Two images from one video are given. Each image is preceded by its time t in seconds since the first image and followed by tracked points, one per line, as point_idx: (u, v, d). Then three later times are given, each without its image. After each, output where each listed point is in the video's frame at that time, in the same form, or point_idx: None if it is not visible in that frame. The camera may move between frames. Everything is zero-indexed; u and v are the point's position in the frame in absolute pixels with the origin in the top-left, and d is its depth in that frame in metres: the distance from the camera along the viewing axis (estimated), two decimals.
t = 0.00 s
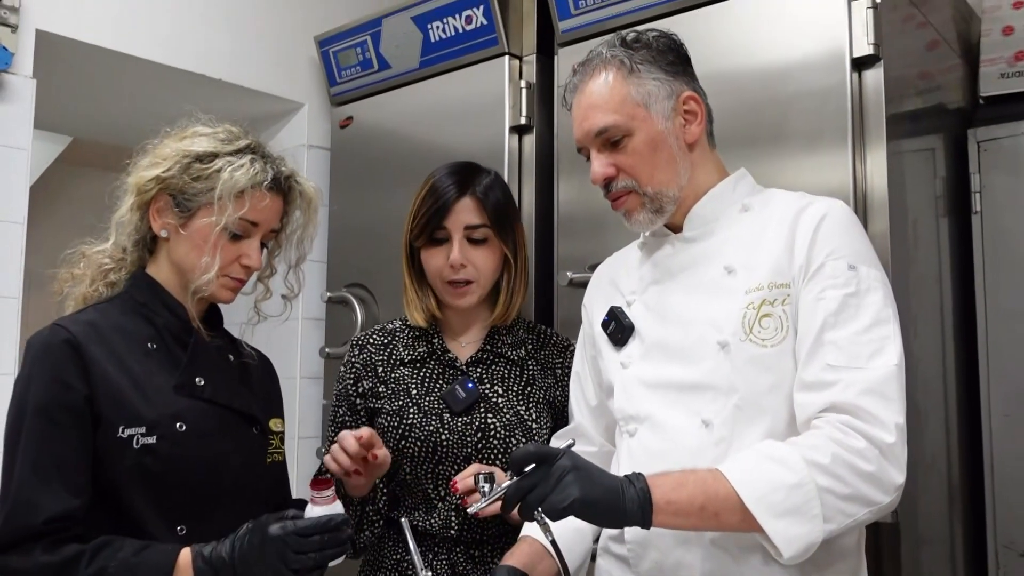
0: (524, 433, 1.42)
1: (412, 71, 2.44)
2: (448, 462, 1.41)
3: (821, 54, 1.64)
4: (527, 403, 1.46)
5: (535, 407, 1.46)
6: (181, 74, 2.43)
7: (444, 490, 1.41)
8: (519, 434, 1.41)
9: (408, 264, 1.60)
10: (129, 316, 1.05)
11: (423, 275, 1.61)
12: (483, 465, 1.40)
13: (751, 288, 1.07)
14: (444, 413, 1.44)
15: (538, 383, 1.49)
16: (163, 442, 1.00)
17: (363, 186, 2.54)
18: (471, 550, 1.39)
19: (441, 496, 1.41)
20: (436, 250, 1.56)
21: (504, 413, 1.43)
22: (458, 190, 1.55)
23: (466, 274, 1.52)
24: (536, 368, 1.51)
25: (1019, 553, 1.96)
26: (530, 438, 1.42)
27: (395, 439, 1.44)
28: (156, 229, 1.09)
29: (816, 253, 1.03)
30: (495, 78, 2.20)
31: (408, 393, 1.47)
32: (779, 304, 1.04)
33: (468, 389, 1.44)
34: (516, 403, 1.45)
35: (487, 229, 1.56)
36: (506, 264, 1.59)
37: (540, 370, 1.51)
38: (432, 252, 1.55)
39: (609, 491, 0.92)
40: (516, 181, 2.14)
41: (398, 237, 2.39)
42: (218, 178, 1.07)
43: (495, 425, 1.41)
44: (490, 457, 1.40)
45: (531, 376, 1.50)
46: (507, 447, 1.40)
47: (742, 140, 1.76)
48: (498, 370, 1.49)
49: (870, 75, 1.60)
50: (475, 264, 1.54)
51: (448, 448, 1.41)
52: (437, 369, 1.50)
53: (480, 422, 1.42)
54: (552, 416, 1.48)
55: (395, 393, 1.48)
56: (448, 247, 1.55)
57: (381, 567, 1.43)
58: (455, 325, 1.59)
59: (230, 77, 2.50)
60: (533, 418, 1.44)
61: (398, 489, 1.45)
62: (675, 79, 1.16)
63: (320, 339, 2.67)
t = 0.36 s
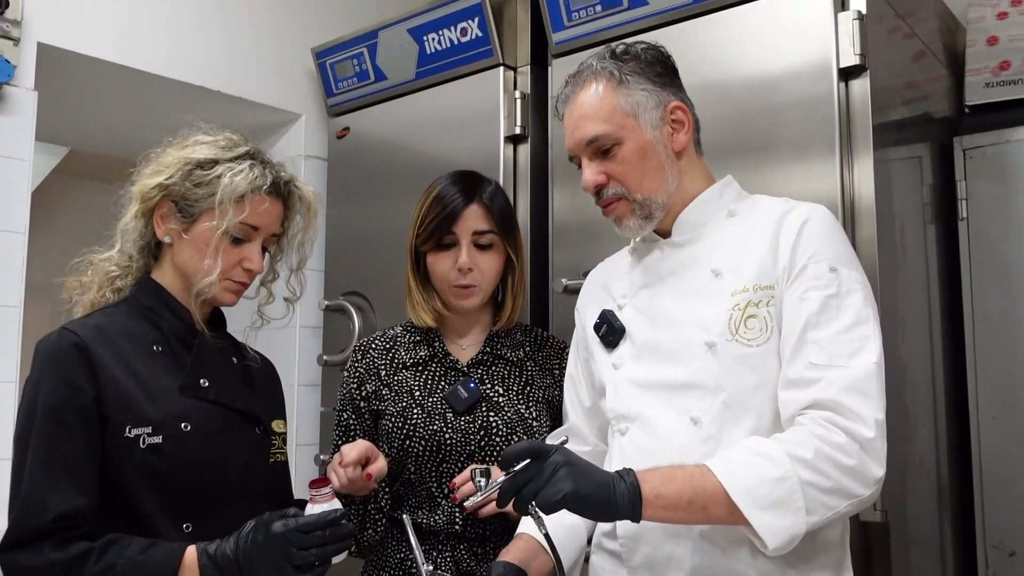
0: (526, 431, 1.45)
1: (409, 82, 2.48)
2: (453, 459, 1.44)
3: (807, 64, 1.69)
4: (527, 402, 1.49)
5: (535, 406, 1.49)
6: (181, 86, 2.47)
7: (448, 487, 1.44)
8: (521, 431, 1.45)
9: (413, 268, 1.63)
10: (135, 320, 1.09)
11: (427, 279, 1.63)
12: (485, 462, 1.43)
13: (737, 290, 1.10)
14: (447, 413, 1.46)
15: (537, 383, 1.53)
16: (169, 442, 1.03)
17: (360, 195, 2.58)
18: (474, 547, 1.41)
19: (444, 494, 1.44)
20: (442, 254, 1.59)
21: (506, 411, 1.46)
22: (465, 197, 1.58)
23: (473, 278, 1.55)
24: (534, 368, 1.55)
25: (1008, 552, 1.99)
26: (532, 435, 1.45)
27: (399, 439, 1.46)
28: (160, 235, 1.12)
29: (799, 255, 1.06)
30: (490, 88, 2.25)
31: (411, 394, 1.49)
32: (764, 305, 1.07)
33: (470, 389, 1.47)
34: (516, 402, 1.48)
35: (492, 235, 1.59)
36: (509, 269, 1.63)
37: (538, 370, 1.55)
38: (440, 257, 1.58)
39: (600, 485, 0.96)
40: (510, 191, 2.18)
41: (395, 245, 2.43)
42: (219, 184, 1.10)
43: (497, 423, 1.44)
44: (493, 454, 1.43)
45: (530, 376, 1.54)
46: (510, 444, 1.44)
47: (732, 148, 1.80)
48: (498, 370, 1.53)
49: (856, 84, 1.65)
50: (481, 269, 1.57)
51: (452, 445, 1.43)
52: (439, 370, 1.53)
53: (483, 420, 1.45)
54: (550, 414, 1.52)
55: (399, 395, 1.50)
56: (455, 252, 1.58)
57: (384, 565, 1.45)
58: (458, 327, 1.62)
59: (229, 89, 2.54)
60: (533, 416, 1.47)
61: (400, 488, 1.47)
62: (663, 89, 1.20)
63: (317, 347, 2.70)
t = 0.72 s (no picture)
0: (523, 430, 1.48)
1: (406, 92, 2.52)
2: (453, 457, 1.46)
3: (796, 75, 1.73)
4: (524, 403, 1.52)
5: (532, 407, 1.52)
6: (181, 96, 2.51)
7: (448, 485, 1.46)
8: (518, 430, 1.47)
9: (410, 277, 1.65)
10: (144, 326, 1.12)
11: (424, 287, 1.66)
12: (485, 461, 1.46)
13: (724, 295, 1.13)
14: (447, 413, 1.49)
15: (533, 385, 1.56)
16: (177, 443, 1.06)
17: (358, 203, 2.61)
18: (473, 545, 1.44)
19: (444, 493, 1.46)
20: (439, 263, 1.61)
21: (504, 411, 1.49)
22: (462, 207, 1.61)
23: (470, 285, 1.59)
24: (531, 371, 1.59)
25: (997, 555, 2.02)
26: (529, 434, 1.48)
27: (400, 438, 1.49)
28: (168, 243, 1.16)
29: (783, 262, 1.10)
30: (486, 98, 2.28)
31: (411, 396, 1.52)
32: (750, 310, 1.10)
33: (469, 390, 1.50)
34: (514, 403, 1.52)
35: (487, 243, 1.63)
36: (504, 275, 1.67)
37: (535, 374, 1.59)
38: (437, 266, 1.61)
39: (592, 483, 0.98)
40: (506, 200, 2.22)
41: (392, 253, 2.46)
42: (223, 190, 1.13)
43: (496, 422, 1.47)
44: (492, 452, 1.46)
45: (527, 378, 1.57)
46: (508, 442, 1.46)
47: (723, 157, 1.84)
48: (496, 373, 1.56)
49: (844, 95, 1.69)
50: (478, 276, 1.60)
51: (452, 444, 1.46)
52: (438, 373, 1.56)
53: (482, 420, 1.48)
54: (547, 416, 1.55)
55: (399, 396, 1.52)
56: (453, 260, 1.61)
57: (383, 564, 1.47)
58: (455, 332, 1.65)
59: (228, 99, 2.57)
60: (530, 416, 1.51)
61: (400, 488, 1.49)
62: (651, 101, 1.23)
63: (315, 353, 2.73)
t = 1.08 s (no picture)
0: (526, 428, 1.51)
1: (405, 99, 2.55)
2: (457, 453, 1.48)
3: (788, 84, 1.76)
4: (527, 404, 1.55)
5: (535, 409, 1.55)
6: (182, 103, 2.53)
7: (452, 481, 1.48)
8: (521, 428, 1.50)
9: (421, 280, 1.68)
10: (160, 328, 1.14)
11: (434, 290, 1.69)
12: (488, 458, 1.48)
13: (719, 299, 1.16)
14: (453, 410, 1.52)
15: (537, 388, 1.60)
16: (192, 443, 1.08)
17: (358, 209, 2.64)
18: (474, 541, 1.45)
19: (448, 488, 1.48)
20: (451, 266, 1.64)
21: (508, 410, 1.52)
22: (472, 213, 1.66)
23: (482, 287, 1.62)
24: (535, 375, 1.62)
25: (988, 558, 2.05)
26: (532, 433, 1.51)
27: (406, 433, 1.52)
28: (183, 246, 1.18)
29: (774, 265, 1.13)
30: (485, 106, 2.32)
31: (419, 393, 1.55)
32: (744, 313, 1.13)
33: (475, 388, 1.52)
34: (518, 403, 1.55)
35: (497, 247, 1.66)
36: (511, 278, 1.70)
37: (538, 377, 1.62)
38: (448, 268, 1.64)
39: (581, 493, 0.99)
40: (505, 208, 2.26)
41: (391, 259, 2.49)
42: (239, 195, 1.17)
43: (500, 420, 1.50)
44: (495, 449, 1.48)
45: (531, 382, 1.60)
46: (511, 439, 1.49)
47: (717, 164, 1.87)
48: (501, 375, 1.59)
49: (837, 104, 1.72)
50: (488, 279, 1.64)
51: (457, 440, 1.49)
52: (444, 373, 1.59)
53: (487, 417, 1.51)
54: (550, 418, 1.58)
55: (407, 393, 1.55)
56: (464, 264, 1.64)
57: (386, 560, 1.49)
58: (464, 332, 1.67)
59: (229, 106, 2.60)
60: (533, 416, 1.53)
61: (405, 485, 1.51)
62: (648, 111, 1.26)
63: (314, 358, 2.75)
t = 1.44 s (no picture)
0: (526, 425, 1.52)
1: (405, 103, 2.58)
2: (459, 451, 1.51)
3: (785, 89, 1.79)
4: (527, 401, 1.57)
5: (535, 405, 1.57)
6: (185, 106, 2.55)
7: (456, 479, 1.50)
8: (521, 425, 1.52)
9: (423, 283, 1.69)
10: (181, 323, 1.17)
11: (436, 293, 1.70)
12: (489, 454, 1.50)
13: (715, 297, 1.18)
14: (452, 410, 1.54)
15: (537, 384, 1.61)
16: (211, 436, 1.11)
17: (358, 212, 2.66)
18: (479, 536, 1.47)
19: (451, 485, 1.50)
20: (453, 270, 1.66)
21: (507, 407, 1.54)
22: (474, 218, 1.67)
23: (483, 292, 1.64)
24: (535, 372, 1.64)
25: (984, 557, 2.07)
26: (532, 429, 1.52)
27: (409, 435, 1.54)
28: (205, 245, 1.22)
29: (764, 263, 1.14)
30: (485, 109, 2.34)
31: (421, 394, 1.57)
32: (739, 311, 1.15)
33: (474, 387, 1.54)
34: (517, 400, 1.56)
35: (500, 252, 1.68)
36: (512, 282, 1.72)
37: (539, 374, 1.64)
38: (450, 274, 1.65)
39: (560, 480, 1.02)
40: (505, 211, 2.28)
41: (392, 261, 2.52)
42: (260, 196, 1.19)
43: (499, 417, 1.52)
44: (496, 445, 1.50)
45: (530, 378, 1.62)
46: (511, 436, 1.51)
47: (715, 168, 1.90)
48: (501, 373, 1.61)
49: (834, 108, 1.75)
50: (489, 283, 1.65)
51: (458, 438, 1.51)
52: (445, 374, 1.61)
53: (486, 415, 1.52)
54: (550, 414, 1.59)
55: (409, 395, 1.58)
56: (466, 269, 1.66)
57: (392, 557, 1.51)
58: (465, 335, 1.69)
59: (231, 109, 2.62)
60: (533, 412, 1.55)
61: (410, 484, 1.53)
62: (648, 113, 1.28)
63: (315, 360, 2.77)
